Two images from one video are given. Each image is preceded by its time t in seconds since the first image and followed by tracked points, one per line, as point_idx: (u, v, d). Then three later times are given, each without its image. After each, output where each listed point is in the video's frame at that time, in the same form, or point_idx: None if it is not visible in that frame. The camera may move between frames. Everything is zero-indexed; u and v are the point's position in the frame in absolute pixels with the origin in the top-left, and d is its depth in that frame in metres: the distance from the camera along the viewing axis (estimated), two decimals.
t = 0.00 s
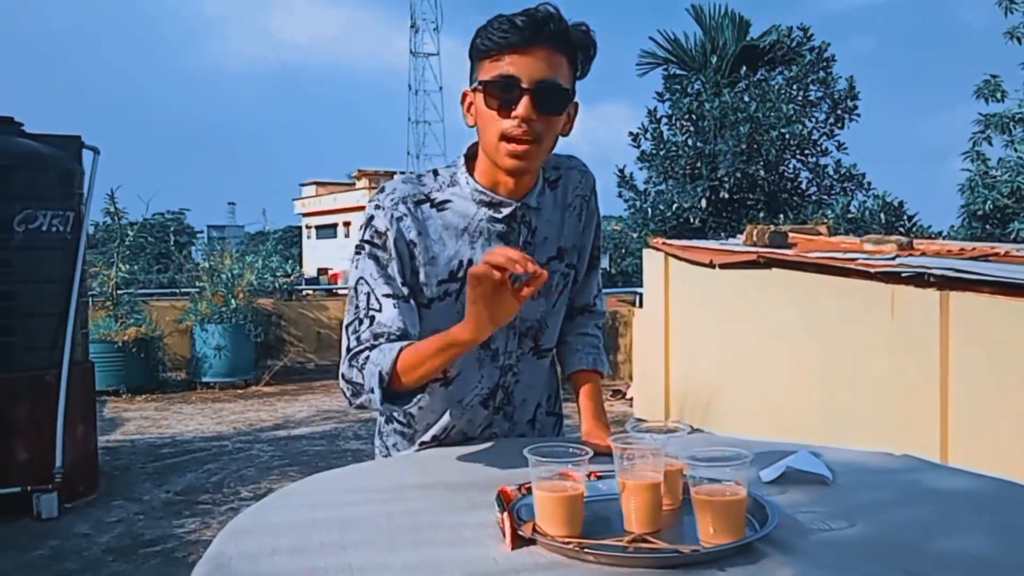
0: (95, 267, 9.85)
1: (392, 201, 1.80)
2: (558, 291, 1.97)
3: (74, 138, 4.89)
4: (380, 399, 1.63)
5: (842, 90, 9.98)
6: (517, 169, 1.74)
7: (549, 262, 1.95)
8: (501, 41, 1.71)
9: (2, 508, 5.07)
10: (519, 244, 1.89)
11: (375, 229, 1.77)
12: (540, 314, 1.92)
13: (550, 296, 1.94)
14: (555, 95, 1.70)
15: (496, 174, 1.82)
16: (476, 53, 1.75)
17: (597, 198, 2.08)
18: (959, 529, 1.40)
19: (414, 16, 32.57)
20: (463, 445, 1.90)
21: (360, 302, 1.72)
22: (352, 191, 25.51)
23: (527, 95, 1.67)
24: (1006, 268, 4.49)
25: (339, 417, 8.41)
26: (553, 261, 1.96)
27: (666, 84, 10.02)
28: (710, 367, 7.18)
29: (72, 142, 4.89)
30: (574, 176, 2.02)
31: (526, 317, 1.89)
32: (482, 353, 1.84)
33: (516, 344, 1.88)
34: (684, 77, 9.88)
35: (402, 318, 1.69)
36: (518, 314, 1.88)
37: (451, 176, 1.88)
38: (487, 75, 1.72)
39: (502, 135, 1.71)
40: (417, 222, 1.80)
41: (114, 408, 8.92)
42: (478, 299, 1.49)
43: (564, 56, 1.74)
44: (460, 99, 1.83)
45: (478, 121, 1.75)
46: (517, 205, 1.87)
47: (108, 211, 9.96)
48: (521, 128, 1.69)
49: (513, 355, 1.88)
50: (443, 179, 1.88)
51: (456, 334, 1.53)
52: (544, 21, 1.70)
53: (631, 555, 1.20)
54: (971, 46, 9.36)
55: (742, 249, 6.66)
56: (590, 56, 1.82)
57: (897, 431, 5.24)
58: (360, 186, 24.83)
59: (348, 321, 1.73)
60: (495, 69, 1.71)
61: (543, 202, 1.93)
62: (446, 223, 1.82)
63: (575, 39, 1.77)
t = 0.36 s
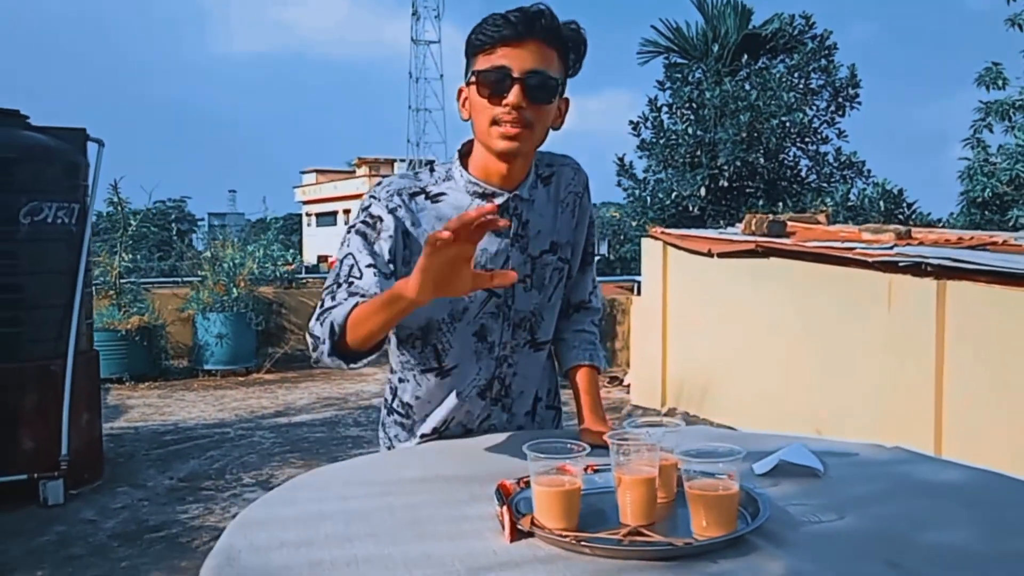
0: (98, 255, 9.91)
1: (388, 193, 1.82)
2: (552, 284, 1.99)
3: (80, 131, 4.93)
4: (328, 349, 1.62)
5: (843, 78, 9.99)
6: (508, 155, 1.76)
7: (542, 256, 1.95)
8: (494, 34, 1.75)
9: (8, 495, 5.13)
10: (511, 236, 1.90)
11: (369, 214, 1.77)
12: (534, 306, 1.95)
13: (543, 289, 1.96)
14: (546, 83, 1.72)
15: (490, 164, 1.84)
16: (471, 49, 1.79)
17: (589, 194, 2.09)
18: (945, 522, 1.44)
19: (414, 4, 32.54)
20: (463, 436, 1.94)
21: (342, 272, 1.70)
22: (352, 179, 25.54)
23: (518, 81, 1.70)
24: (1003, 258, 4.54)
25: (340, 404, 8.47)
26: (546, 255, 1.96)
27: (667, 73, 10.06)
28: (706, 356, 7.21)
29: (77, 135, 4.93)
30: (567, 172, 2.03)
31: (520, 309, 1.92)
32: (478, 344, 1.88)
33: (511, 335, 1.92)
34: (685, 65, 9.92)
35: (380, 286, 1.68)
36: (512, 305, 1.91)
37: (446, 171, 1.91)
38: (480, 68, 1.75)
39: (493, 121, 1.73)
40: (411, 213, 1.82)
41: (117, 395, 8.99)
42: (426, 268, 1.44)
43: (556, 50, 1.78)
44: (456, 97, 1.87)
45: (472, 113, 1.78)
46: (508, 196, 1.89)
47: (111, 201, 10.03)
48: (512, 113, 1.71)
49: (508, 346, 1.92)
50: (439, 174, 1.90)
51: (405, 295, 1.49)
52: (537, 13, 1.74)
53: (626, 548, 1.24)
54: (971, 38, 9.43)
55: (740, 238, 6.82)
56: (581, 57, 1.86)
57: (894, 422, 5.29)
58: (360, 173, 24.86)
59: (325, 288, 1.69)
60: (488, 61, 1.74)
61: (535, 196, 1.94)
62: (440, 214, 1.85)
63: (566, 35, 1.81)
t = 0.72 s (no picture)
0: (104, 243, 10.04)
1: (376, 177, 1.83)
2: (544, 270, 2.00)
3: (83, 117, 4.95)
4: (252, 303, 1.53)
5: (846, 61, 9.96)
6: (497, 143, 1.77)
7: (532, 241, 1.95)
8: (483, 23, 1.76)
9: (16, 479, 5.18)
10: (499, 221, 1.89)
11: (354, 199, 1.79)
12: (527, 292, 1.96)
13: (534, 274, 1.97)
14: (534, 72, 1.74)
15: (476, 149, 1.85)
16: (461, 35, 1.80)
17: (581, 180, 2.09)
18: (932, 508, 1.45)
19: None
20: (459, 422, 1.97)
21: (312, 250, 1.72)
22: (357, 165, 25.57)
23: (506, 73, 1.71)
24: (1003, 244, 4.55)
25: (344, 390, 8.52)
26: (536, 241, 1.96)
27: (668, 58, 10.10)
28: (708, 343, 7.23)
29: (81, 121, 4.94)
30: (557, 158, 2.03)
31: (512, 294, 1.92)
32: (470, 330, 1.89)
33: (504, 320, 1.92)
34: (686, 50, 9.94)
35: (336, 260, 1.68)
36: (504, 291, 1.91)
37: (437, 157, 1.91)
38: (469, 56, 1.76)
39: (482, 110, 1.75)
40: (398, 198, 1.82)
41: (123, 380, 9.04)
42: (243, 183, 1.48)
43: (545, 38, 1.79)
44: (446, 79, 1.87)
45: (460, 100, 1.79)
46: (495, 180, 1.87)
47: (116, 186, 10.07)
48: (500, 104, 1.73)
49: (501, 332, 1.92)
50: (429, 159, 1.90)
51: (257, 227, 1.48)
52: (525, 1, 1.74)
53: (614, 532, 1.26)
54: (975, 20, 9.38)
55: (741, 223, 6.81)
56: (570, 42, 1.87)
57: (894, 409, 5.31)
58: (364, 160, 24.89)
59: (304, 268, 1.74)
60: (478, 49, 1.75)
61: (525, 181, 1.94)
62: (428, 198, 1.84)
63: (556, 21, 1.82)
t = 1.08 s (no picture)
0: (109, 237, 10.16)
1: (365, 185, 1.85)
2: (535, 269, 2.03)
3: (87, 113, 4.99)
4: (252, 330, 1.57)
5: (848, 54, 9.95)
6: (481, 152, 1.81)
7: (521, 242, 1.98)
8: (465, 32, 1.78)
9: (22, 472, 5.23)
10: (488, 223, 1.92)
11: (343, 208, 1.82)
12: (519, 292, 1.99)
13: (525, 274, 2.00)
14: (517, 82, 1.77)
15: (462, 155, 1.88)
16: (445, 43, 1.82)
17: (569, 179, 2.12)
18: (912, 504, 1.49)
19: None
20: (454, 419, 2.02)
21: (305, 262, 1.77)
22: (361, 158, 25.56)
23: (489, 83, 1.75)
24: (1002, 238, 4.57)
25: (348, 383, 8.57)
26: (526, 241, 1.99)
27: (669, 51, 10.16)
28: (710, 338, 7.25)
29: (83, 116, 4.99)
30: (544, 158, 2.06)
31: (505, 294, 1.95)
32: (464, 331, 1.92)
33: (498, 321, 1.95)
34: (687, 43, 9.98)
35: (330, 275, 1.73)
36: (497, 291, 1.94)
37: (424, 161, 1.93)
38: (453, 64, 1.79)
39: (466, 120, 1.79)
40: (387, 205, 1.85)
41: (129, 374, 9.10)
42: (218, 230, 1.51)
43: (528, 46, 1.82)
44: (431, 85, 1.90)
45: (445, 107, 1.83)
46: (482, 183, 1.90)
47: (121, 181, 10.15)
48: (484, 114, 1.77)
49: (495, 332, 1.95)
50: (416, 164, 1.92)
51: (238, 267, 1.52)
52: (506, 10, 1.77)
53: (597, 528, 1.30)
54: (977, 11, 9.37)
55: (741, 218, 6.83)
56: (552, 43, 1.90)
57: (894, 405, 5.34)
58: (368, 153, 24.93)
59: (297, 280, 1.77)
60: (461, 59, 1.78)
61: (512, 183, 1.97)
62: (417, 204, 1.87)
63: (538, 28, 1.84)
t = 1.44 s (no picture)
0: (111, 239, 10.11)
1: (362, 198, 1.88)
2: (529, 276, 2.07)
3: (89, 119, 5.04)
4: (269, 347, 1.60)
5: (850, 57, 9.98)
6: (474, 166, 1.85)
7: (516, 250, 2.02)
8: (457, 49, 1.81)
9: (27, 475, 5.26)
10: (484, 233, 1.96)
11: (341, 220, 1.84)
12: (515, 300, 2.03)
13: (520, 282, 2.04)
14: (509, 99, 1.80)
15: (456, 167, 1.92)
16: (439, 58, 1.85)
17: (562, 188, 2.16)
18: (896, 508, 1.52)
19: None
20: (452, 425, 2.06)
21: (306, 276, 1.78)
22: (363, 161, 25.60)
23: (482, 100, 1.78)
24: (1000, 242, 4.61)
25: (351, 386, 8.60)
26: (520, 249, 2.03)
27: (670, 54, 10.20)
28: (711, 340, 7.28)
29: (85, 122, 5.02)
30: (536, 169, 2.10)
31: (501, 302, 1.99)
32: (463, 338, 1.95)
33: (495, 328, 1.99)
34: (689, 46, 10.03)
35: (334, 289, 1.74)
36: (494, 299, 1.98)
37: (419, 172, 1.95)
38: (447, 80, 1.82)
39: (459, 136, 1.82)
40: (384, 217, 1.88)
41: (133, 377, 9.14)
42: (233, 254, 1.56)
43: (520, 62, 1.85)
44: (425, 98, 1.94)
45: (439, 121, 1.86)
46: (476, 195, 1.93)
47: (124, 185, 10.16)
48: (477, 130, 1.80)
49: (493, 340, 1.99)
50: (411, 175, 1.94)
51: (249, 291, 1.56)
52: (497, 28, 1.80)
53: (588, 532, 1.33)
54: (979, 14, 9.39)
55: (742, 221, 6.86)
56: (544, 59, 1.93)
57: (893, 410, 5.36)
58: (371, 156, 24.97)
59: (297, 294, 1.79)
60: (455, 75, 1.81)
61: (506, 194, 2.00)
62: (413, 215, 1.90)
63: (529, 45, 1.87)
